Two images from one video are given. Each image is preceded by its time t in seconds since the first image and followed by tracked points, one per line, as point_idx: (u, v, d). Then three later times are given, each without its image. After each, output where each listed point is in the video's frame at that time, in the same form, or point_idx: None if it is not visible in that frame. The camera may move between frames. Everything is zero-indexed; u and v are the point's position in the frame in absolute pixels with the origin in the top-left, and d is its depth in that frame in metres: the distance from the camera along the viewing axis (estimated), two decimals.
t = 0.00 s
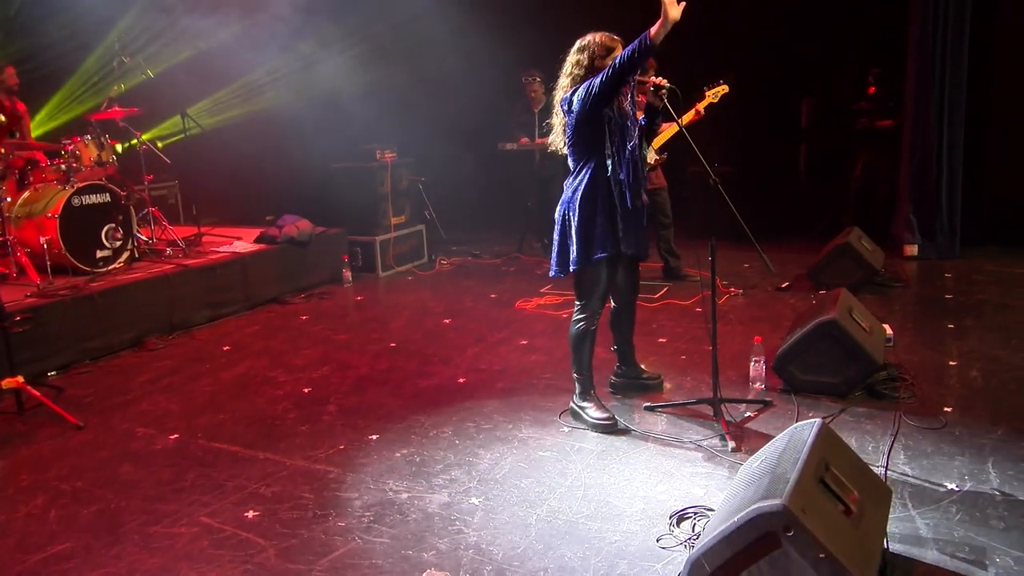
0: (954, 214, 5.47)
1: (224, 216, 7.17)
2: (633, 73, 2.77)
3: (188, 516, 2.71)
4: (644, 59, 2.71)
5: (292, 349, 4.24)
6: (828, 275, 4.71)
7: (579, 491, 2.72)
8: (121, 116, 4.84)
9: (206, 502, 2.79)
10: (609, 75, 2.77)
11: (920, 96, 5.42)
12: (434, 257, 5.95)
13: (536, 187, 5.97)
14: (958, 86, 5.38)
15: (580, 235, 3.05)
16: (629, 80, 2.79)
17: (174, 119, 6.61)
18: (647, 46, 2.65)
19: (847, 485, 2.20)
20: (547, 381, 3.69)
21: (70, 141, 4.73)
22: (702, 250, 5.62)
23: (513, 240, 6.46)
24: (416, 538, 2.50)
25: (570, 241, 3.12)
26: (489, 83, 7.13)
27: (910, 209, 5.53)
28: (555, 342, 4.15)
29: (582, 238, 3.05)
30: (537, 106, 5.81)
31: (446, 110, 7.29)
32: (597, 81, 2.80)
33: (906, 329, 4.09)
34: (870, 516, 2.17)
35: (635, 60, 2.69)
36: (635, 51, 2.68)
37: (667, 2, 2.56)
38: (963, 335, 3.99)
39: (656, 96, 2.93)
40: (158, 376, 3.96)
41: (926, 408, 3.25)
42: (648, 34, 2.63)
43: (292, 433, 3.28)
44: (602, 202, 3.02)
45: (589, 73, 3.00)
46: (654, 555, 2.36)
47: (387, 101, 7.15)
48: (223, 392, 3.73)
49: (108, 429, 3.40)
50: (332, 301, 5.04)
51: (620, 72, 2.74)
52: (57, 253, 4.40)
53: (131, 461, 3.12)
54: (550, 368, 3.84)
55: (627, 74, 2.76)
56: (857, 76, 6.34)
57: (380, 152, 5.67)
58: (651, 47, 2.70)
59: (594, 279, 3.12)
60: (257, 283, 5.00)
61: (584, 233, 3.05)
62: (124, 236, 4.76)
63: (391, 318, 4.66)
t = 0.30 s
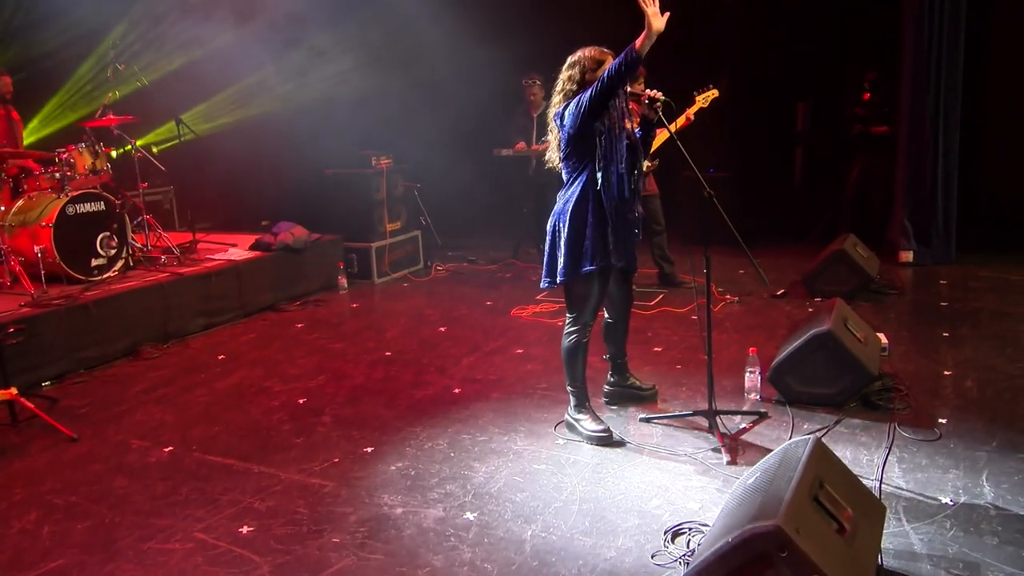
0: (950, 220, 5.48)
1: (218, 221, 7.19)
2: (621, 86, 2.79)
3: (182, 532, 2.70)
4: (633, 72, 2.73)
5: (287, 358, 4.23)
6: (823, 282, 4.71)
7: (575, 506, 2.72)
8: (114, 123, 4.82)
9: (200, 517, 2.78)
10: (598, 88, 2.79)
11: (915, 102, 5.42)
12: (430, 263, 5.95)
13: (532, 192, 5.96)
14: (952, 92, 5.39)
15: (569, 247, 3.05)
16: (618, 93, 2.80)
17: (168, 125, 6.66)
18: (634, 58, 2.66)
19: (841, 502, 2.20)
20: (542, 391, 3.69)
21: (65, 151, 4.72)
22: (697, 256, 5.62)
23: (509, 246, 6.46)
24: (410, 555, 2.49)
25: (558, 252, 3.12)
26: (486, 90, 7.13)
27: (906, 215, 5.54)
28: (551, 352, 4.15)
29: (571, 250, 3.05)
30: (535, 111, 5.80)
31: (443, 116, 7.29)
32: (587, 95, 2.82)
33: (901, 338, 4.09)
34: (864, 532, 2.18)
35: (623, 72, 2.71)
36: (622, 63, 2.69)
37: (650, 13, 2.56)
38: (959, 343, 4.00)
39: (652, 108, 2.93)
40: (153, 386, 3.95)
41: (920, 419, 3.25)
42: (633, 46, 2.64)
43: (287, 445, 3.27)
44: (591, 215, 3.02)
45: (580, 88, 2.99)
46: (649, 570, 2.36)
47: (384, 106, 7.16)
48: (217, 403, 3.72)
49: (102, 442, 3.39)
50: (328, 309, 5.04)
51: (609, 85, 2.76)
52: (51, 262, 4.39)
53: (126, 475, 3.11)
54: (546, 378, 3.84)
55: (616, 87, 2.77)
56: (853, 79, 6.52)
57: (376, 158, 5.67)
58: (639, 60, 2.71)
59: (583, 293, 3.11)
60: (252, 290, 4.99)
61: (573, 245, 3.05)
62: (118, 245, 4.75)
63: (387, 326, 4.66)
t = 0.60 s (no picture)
0: (943, 226, 5.50)
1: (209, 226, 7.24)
2: (611, 97, 2.78)
3: (174, 547, 2.69)
4: (620, 83, 2.73)
5: (280, 367, 4.22)
6: (817, 289, 4.73)
7: (568, 520, 2.72)
8: (106, 131, 4.81)
9: (192, 532, 2.77)
10: (585, 99, 2.78)
11: (909, 107, 5.43)
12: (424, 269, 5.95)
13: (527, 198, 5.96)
14: (945, 97, 5.41)
15: (566, 256, 3.05)
16: (606, 104, 2.79)
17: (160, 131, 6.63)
18: (620, 69, 2.67)
19: (832, 519, 2.21)
20: (536, 401, 3.69)
21: (58, 159, 4.75)
22: (692, 262, 5.63)
23: (503, 251, 6.46)
24: (402, 570, 2.49)
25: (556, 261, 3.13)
26: (483, 97, 7.13)
27: (899, 221, 5.55)
28: (545, 360, 4.15)
29: (568, 259, 3.05)
30: (531, 116, 5.80)
31: (438, 123, 7.29)
32: (576, 106, 2.81)
33: (894, 346, 4.10)
34: (857, 550, 2.19)
35: (610, 82, 2.71)
36: (608, 74, 2.70)
37: (634, 25, 2.56)
38: (951, 351, 4.01)
39: (645, 120, 2.92)
40: (146, 396, 3.94)
41: (912, 430, 3.26)
42: (618, 57, 2.65)
43: (281, 457, 3.27)
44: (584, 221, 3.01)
45: (573, 97, 2.99)
46: None
47: (378, 112, 7.18)
48: (211, 414, 3.71)
49: (94, 454, 3.38)
50: (322, 316, 5.03)
51: (596, 96, 2.75)
52: (43, 270, 4.37)
53: (118, 488, 3.10)
54: (539, 387, 3.84)
55: (605, 98, 2.76)
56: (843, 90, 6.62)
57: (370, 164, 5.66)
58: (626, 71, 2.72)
59: (584, 300, 3.11)
60: (246, 298, 4.98)
61: (569, 253, 3.05)
62: (111, 253, 4.73)
63: (381, 333, 4.65)
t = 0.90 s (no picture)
0: (935, 232, 5.51)
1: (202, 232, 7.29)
2: (600, 111, 2.78)
3: (164, 562, 2.68)
4: (607, 99, 2.74)
5: (272, 376, 4.21)
6: (809, 295, 4.74)
7: (559, 534, 2.72)
8: (96, 139, 4.78)
9: (182, 546, 2.76)
10: (574, 114, 2.78)
11: (899, 114, 5.45)
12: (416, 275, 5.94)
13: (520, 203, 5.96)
14: (937, 104, 5.43)
15: (558, 267, 3.05)
16: (595, 118, 2.80)
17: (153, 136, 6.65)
18: (607, 86, 2.68)
19: (821, 534, 2.21)
20: (528, 411, 3.69)
21: (46, 166, 4.69)
22: (684, 268, 5.64)
23: (496, 257, 6.46)
24: None
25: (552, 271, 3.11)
26: (476, 102, 7.20)
27: (891, 227, 5.57)
28: (537, 368, 4.16)
29: (560, 269, 3.05)
30: (526, 122, 5.80)
31: (431, 128, 7.37)
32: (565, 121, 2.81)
33: (885, 354, 4.12)
34: (845, 566, 2.17)
35: (599, 98, 2.71)
36: (596, 90, 2.71)
37: (619, 43, 2.56)
38: (942, 359, 4.03)
39: (635, 133, 2.91)
40: (137, 407, 3.92)
41: (903, 440, 3.27)
42: (606, 74, 2.66)
43: (272, 469, 3.26)
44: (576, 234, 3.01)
45: (564, 111, 2.99)
46: None
47: (371, 118, 7.24)
48: (202, 425, 3.69)
49: (84, 466, 3.37)
50: (315, 323, 5.03)
51: (584, 112, 2.75)
52: (33, 279, 4.36)
53: (108, 502, 3.09)
54: (531, 396, 3.84)
55: (593, 113, 2.76)
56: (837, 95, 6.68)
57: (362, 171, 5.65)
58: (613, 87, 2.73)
59: (585, 307, 3.09)
60: (238, 306, 4.98)
61: (562, 264, 3.05)
62: (102, 261, 4.72)
63: (373, 341, 4.64)
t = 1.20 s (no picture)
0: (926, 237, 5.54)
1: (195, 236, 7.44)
2: (590, 123, 2.79)
3: None
4: (597, 112, 2.74)
5: (264, 385, 4.20)
6: (801, 301, 4.75)
7: (549, 546, 2.72)
8: (87, 146, 4.75)
9: (172, 560, 2.75)
10: (565, 127, 2.79)
11: (890, 118, 5.47)
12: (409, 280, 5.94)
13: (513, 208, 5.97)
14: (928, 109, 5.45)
15: (553, 278, 3.06)
16: (585, 130, 2.80)
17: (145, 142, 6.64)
18: (596, 97, 2.69)
19: (810, 549, 2.21)
20: (520, 420, 3.69)
21: (37, 174, 4.64)
22: (677, 273, 5.64)
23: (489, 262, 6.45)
24: None
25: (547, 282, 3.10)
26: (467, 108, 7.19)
27: (882, 231, 5.59)
28: (530, 376, 4.16)
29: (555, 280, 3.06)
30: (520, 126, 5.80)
31: (422, 134, 7.34)
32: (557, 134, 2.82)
33: (877, 360, 4.13)
34: None
35: (589, 110, 2.72)
36: (585, 103, 2.71)
37: (606, 54, 2.56)
38: (933, 366, 4.04)
39: (627, 144, 2.89)
40: (128, 416, 3.91)
41: (893, 449, 3.28)
42: (594, 86, 2.67)
43: (263, 480, 3.26)
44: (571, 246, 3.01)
45: (555, 125, 2.99)
46: None
47: (359, 124, 7.30)
48: (193, 435, 3.68)
49: (75, 478, 3.35)
50: (307, 330, 5.02)
51: (575, 124, 2.76)
52: (23, 287, 4.35)
53: (99, 514, 3.08)
54: (523, 405, 3.84)
55: (583, 125, 2.77)
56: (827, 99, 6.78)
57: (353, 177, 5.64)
58: (602, 99, 2.73)
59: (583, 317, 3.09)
60: (230, 313, 4.97)
61: (556, 276, 3.06)
62: (93, 268, 4.71)
63: (366, 349, 4.64)
